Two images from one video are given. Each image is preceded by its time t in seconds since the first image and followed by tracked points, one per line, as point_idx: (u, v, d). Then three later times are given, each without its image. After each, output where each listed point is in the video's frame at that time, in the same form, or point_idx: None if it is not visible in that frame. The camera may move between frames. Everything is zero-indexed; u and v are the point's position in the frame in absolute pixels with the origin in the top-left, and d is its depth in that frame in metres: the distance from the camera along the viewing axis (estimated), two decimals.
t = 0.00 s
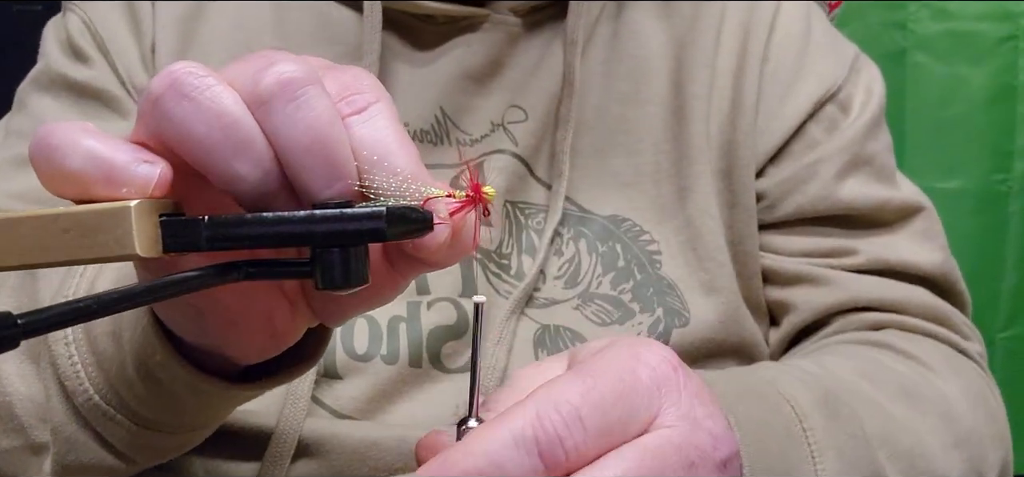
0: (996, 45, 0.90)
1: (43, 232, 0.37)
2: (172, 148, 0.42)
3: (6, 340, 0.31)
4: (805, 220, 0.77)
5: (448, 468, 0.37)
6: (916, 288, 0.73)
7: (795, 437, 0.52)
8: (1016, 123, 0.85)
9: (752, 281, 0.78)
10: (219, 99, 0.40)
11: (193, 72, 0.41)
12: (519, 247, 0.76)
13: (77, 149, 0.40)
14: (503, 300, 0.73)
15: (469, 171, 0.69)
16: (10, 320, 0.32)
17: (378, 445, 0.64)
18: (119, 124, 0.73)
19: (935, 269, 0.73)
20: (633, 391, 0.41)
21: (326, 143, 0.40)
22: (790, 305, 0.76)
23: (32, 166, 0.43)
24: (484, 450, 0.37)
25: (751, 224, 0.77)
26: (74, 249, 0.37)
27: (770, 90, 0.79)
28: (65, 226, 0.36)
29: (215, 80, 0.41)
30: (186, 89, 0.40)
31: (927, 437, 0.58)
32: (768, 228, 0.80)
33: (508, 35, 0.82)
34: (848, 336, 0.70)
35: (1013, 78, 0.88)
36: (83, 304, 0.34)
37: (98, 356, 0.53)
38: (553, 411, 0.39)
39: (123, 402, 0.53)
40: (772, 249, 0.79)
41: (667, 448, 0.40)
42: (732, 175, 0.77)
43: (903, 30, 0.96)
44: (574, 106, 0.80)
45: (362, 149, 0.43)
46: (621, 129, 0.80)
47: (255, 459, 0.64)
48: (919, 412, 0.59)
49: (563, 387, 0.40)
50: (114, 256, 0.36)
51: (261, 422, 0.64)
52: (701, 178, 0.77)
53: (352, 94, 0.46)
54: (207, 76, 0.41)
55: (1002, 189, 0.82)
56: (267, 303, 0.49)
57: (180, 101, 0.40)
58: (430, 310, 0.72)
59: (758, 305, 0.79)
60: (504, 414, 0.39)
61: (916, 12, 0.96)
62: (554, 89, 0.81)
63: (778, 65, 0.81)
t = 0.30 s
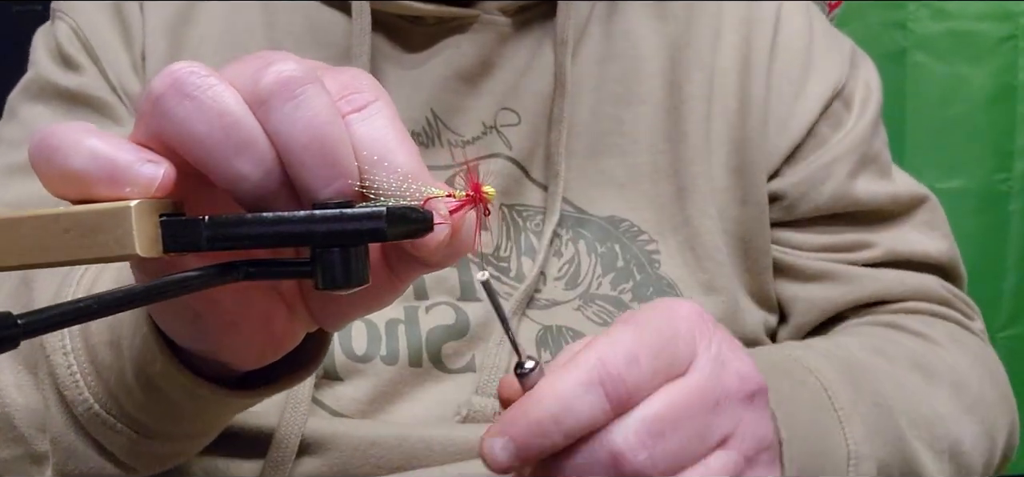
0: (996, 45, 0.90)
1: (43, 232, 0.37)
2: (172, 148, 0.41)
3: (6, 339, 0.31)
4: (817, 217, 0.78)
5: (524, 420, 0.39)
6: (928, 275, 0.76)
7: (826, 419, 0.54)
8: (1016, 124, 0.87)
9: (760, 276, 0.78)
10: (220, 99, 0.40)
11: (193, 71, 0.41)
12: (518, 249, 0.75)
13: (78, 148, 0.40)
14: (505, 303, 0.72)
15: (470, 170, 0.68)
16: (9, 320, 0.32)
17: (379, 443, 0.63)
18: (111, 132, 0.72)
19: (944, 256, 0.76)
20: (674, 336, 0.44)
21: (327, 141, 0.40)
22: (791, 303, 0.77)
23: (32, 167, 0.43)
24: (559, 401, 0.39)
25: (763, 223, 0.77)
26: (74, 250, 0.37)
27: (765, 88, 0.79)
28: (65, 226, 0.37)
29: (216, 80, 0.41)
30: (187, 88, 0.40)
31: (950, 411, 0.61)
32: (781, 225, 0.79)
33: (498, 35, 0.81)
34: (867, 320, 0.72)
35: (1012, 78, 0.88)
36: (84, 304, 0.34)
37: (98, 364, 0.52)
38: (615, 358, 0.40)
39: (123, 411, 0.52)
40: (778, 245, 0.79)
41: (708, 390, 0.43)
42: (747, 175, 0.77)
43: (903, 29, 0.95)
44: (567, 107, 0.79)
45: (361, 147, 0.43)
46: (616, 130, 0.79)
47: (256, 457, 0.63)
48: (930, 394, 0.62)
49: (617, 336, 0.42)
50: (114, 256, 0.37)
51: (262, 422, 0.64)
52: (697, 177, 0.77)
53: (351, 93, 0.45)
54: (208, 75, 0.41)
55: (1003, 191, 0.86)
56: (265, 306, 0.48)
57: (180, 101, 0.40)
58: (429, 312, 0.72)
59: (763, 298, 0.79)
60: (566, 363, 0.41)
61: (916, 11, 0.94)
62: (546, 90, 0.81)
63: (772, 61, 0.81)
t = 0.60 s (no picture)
0: (994, 45, 0.88)
1: (43, 232, 0.37)
2: (172, 149, 0.42)
3: (6, 340, 0.33)
4: (822, 204, 0.79)
5: (585, 291, 0.40)
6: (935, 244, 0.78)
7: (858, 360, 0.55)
8: (1016, 123, 0.86)
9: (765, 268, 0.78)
10: (220, 98, 0.40)
11: (194, 71, 0.41)
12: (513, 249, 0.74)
13: (80, 149, 0.41)
14: (500, 302, 0.73)
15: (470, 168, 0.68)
16: (10, 320, 0.33)
17: (377, 444, 0.63)
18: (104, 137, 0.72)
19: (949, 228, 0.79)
20: (681, 208, 0.46)
21: (327, 140, 0.40)
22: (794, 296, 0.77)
23: (33, 169, 0.43)
24: (607, 268, 0.40)
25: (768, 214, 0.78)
26: (74, 250, 0.36)
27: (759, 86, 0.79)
28: (65, 226, 0.36)
29: (217, 79, 0.41)
30: (188, 88, 0.40)
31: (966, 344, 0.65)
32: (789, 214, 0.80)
33: (486, 33, 0.81)
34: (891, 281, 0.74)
35: (1011, 77, 0.87)
36: (84, 303, 0.35)
37: (96, 371, 0.52)
38: (639, 229, 0.43)
39: (122, 417, 0.52)
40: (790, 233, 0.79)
41: (729, 232, 0.45)
42: (750, 165, 0.78)
43: (903, 29, 0.93)
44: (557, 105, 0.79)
45: (361, 147, 0.43)
46: (607, 128, 0.80)
47: (256, 459, 0.63)
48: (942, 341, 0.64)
49: (634, 217, 0.44)
50: (114, 255, 0.36)
51: (259, 423, 0.64)
52: (689, 175, 0.78)
53: (349, 92, 0.45)
54: (208, 75, 0.41)
55: (1002, 191, 0.86)
56: (263, 308, 0.48)
57: (181, 100, 0.40)
58: (425, 313, 0.72)
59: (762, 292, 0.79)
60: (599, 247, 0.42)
61: (916, 11, 0.93)
62: (536, 86, 0.81)
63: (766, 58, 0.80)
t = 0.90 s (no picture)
0: (994, 46, 0.90)
1: (43, 233, 0.37)
2: (172, 148, 0.41)
3: (6, 340, 0.33)
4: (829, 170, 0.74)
5: (621, 158, 0.39)
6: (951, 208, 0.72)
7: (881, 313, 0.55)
8: (1016, 124, 0.88)
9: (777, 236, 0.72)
10: (221, 97, 0.40)
11: (195, 70, 0.41)
12: (505, 249, 0.74)
13: (80, 147, 0.41)
14: (492, 302, 0.73)
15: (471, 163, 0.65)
16: (11, 320, 0.34)
17: (373, 447, 0.63)
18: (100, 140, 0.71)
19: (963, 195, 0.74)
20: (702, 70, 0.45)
21: (328, 140, 0.40)
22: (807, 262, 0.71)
23: (32, 168, 0.43)
24: (638, 128, 0.40)
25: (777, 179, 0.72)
26: (74, 251, 0.36)
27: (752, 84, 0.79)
28: (65, 226, 0.36)
29: (219, 78, 0.41)
30: (190, 86, 0.40)
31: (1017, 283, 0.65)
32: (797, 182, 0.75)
33: (478, 34, 0.81)
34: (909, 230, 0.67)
35: (1011, 78, 0.89)
36: (83, 304, 0.35)
37: (96, 375, 0.51)
38: (665, 91, 0.42)
39: (123, 423, 0.51)
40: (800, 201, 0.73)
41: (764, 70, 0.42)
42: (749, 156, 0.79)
43: (903, 29, 0.95)
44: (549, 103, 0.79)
45: (361, 146, 0.43)
46: (599, 125, 0.80)
47: (248, 466, 0.63)
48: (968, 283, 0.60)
49: (657, 84, 0.44)
50: (114, 255, 0.36)
51: (253, 428, 0.63)
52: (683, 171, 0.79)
53: (350, 92, 0.45)
54: (209, 74, 0.41)
55: (1002, 191, 0.86)
56: (265, 311, 0.48)
57: (182, 99, 0.40)
58: (419, 314, 0.72)
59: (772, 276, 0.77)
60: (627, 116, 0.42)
61: (916, 12, 0.94)
62: (528, 84, 0.80)
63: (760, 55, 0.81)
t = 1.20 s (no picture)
0: (995, 45, 0.91)
1: (43, 233, 0.37)
2: (173, 147, 0.41)
3: (5, 340, 0.34)
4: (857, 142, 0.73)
5: (665, 149, 0.34)
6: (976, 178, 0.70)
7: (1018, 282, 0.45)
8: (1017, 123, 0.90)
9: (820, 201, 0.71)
10: (222, 96, 0.40)
11: (196, 69, 0.41)
12: (503, 250, 0.74)
13: (80, 147, 0.40)
14: (490, 302, 0.73)
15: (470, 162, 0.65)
16: (11, 320, 0.34)
17: (369, 453, 0.63)
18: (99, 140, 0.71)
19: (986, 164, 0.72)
20: (778, 23, 0.38)
21: (329, 139, 0.40)
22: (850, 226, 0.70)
23: (33, 168, 0.43)
24: (682, 120, 0.34)
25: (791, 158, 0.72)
26: (74, 251, 0.36)
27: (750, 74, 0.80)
28: (65, 226, 0.36)
29: (220, 78, 0.41)
30: (191, 85, 0.40)
31: None
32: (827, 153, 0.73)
33: (476, 34, 0.81)
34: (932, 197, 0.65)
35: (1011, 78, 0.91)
36: (83, 304, 0.35)
37: (98, 376, 0.51)
38: (715, 66, 0.36)
39: (126, 425, 0.51)
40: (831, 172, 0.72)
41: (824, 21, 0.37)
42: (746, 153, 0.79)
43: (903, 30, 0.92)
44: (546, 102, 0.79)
45: (363, 145, 0.43)
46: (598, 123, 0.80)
47: (247, 470, 0.63)
48: None
49: (711, 53, 0.37)
50: (115, 255, 0.36)
51: (253, 430, 0.63)
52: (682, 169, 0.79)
53: (351, 92, 0.45)
54: (210, 73, 0.41)
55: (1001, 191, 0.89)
56: (266, 311, 0.48)
57: (183, 98, 0.40)
58: (418, 315, 0.72)
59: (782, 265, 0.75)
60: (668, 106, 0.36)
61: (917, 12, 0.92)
62: (526, 82, 0.80)
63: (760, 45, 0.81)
